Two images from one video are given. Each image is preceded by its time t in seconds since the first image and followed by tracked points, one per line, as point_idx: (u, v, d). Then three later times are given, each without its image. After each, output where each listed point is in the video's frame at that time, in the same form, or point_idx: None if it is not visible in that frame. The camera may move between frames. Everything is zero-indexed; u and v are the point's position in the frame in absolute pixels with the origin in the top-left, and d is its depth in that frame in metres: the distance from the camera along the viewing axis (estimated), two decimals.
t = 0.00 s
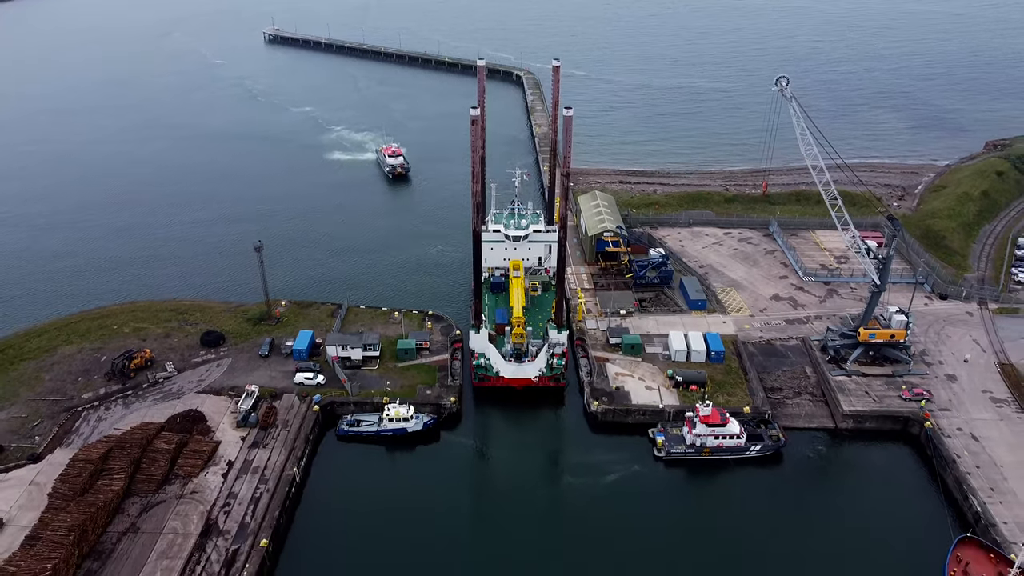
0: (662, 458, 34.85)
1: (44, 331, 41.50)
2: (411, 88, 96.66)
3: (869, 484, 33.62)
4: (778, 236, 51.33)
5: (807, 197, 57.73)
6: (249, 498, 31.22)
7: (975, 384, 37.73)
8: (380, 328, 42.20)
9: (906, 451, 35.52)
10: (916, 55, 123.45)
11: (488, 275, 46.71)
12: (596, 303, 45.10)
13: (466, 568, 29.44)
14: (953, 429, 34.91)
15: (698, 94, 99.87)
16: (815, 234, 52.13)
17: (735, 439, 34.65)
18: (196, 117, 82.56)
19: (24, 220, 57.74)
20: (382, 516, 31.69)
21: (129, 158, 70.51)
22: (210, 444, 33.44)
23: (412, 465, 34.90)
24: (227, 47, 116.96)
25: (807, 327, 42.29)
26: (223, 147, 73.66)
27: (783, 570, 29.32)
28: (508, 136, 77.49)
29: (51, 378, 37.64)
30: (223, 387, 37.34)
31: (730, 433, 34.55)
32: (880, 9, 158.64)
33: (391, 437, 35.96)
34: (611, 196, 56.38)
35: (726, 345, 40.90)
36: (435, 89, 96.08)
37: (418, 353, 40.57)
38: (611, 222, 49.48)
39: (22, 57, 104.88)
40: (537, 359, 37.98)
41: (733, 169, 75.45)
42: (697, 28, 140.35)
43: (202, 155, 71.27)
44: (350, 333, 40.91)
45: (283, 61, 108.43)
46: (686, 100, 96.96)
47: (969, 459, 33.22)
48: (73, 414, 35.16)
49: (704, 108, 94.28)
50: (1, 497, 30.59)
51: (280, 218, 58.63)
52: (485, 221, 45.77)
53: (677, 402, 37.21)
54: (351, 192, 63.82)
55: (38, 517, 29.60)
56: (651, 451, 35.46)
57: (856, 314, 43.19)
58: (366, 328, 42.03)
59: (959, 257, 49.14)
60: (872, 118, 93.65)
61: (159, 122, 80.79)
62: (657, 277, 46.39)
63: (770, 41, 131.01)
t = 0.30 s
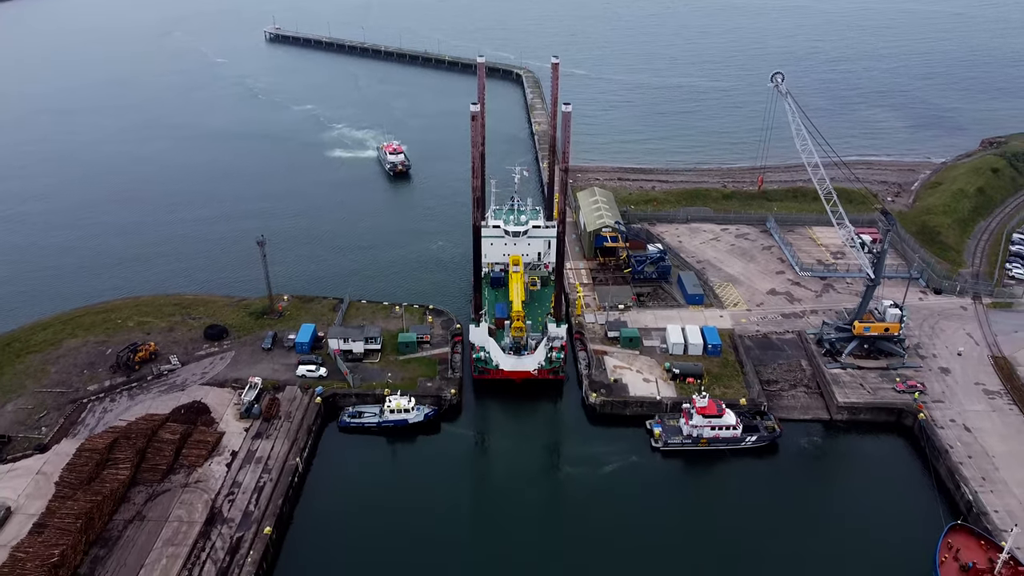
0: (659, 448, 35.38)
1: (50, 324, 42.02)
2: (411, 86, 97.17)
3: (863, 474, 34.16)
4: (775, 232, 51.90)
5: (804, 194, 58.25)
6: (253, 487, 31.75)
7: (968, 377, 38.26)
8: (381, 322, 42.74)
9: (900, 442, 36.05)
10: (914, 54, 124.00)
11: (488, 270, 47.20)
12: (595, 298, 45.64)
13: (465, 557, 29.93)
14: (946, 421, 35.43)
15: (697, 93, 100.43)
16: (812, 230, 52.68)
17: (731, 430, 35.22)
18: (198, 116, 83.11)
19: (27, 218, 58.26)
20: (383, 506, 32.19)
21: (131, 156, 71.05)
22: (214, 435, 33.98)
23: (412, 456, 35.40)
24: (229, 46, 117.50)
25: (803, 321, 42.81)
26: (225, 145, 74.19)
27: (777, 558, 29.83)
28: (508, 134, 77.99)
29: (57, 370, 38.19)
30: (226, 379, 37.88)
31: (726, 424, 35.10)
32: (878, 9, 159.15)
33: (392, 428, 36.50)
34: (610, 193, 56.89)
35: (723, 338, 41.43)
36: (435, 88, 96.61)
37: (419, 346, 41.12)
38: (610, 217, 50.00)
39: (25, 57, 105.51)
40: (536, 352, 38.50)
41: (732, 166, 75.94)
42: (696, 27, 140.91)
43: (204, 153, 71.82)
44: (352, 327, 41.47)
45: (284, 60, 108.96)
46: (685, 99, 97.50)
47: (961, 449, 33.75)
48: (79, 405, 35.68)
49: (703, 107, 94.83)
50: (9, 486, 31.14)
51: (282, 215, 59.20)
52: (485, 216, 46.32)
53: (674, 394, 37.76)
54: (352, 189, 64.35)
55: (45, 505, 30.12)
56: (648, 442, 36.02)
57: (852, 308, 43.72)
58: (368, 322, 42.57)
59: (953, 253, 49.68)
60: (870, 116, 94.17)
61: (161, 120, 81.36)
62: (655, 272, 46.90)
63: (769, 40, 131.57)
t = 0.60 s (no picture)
0: (656, 440, 35.90)
1: (55, 319, 42.58)
2: (412, 85, 97.69)
3: (857, 464, 34.73)
4: (771, 229, 52.45)
5: (800, 191, 58.84)
6: (256, 477, 32.28)
7: (961, 370, 38.80)
8: (382, 316, 43.29)
9: (894, 434, 36.60)
10: (912, 54, 124.63)
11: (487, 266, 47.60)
12: (593, 293, 46.19)
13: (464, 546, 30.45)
14: (939, 413, 35.96)
15: (695, 93, 101.02)
16: (808, 227, 53.27)
17: (727, 421, 35.71)
18: (199, 115, 83.64)
19: (31, 215, 58.75)
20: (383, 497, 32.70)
21: (133, 154, 71.57)
22: (218, 426, 34.51)
23: (413, 447, 35.93)
24: (230, 46, 118.18)
25: (799, 316, 43.37)
26: (226, 144, 74.69)
27: (771, 546, 30.39)
28: (508, 132, 78.55)
29: (63, 363, 38.74)
30: (230, 372, 38.41)
31: (722, 416, 35.54)
32: (876, 9, 159.84)
33: (394, 420, 37.03)
34: (608, 190, 57.44)
35: (720, 332, 41.98)
36: (436, 87, 97.20)
37: (420, 340, 41.69)
38: (608, 214, 50.55)
39: (27, 56, 106.19)
40: (535, 346, 39.01)
41: (729, 164, 76.56)
42: (695, 27, 141.63)
43: (206, 151, 72.41)
44: (353, 321, 42.02)
45: (285, 59, 109.60)
46: (683, 99, 98.15)
47: (954, 441, 34.28)
48: (85, 398, 36.22)
49: (702, 106, 95.46)
50: (16, 476, 31.64)
51: (283, 212, 59.75)
52: (485, 213, 46.81)
53: (671, 387, 38.32)
54: (353, 187, 64.87)
55: (52, 494, 30.63)
56: (646, 434, 36.54)
57: (847, 303, 44.27)
58: (369, 317, 43.11)
59: (948, 249, 50.25)
60: (867, 116, 94.76)
61: (163, 119, 81.99)
62: (653, 268, 47.50)
63: (767, 40, 132.28)
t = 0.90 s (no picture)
0: (653, 431, 36.45)
1: (60, 313, 43.16)
2: (412, 85, 98.30)
3: (852, 456, 35.26)
4: (768, 226, 53.04)
5: (797, 188, 59.44)
6: (261, 467, 32.83)
7: (955, 363, 39.37)
8: (384, 311, 43.85)
9: (888, 426, 37.13)
10: (909, 54, 125.34)
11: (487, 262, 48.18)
12: (592, 288, 46.78)
13: (465, 538, 30.77)
14: (932, 405, 36.51)
15: (694, 92, 101.64)
16: (805, 224, 53.85)
17: (723, 413, 36.31)
18: (201, 114, 84.28)
19: (35, 213, 59.26)
20: (383, 492, 32.98)
21: (136, 153, 72.25)
22: (222, 418, 35.05)
23: (414, 441, 36.37)
24: (232, 45, 118.96)
25: (794, 311, 43.94)
26: (229, 143, 75.25)
27: (767, 535, 30.92)
28: (507, 131, 79.12)
29: (69, 356, 39.29)
30: (234, 365, 38.98)
31: (718, 408, 36.25)
32: (874, 9, 160.61)
33: (395, 412, 37.58)
34: (607, 187, 57.99)
35: (717, 327, 42.55)
36: (436, 86, 97.82)
37: (421, 334, 42.28)
38: (607, 210, 51.13)
39: (30, 56, 106.88)
40: (535, 340, 39.56)
41: (727, 163, 77.17)
42: (694, 27, 142.33)
43: (208, 150, 73.07)
44: (355, 315, 42.58)
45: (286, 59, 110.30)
46: (682, 99, 98.80)
47: (947, 432, 34.82)
48: (91, 390, 36.78)
49: (700, 106, 96.06)
50: (24, 466, 32.18)
51: (285, 209, 60.33)
52: (485, 209, 47.38)
53: (668, 379, 38.91)
54: (354, 184, 65.44)
55: (60, 484, 31.16)
56: (643, 426, 37.11)
57: (843, 298, 44.84)
58: (371, 311, 43.67)
59: (943, 245, 50.82)
60: (865, 116, 95.35)
61: (166, 118, 82.69)
62: (651, 263, 48.13)
63: (766, 40, 132.97)
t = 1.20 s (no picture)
0: (651, 423, 37.04)
1: (66, 308, 43.77)
2: (412, 84, 98.92)
3: (847, 448, 35.78)
4: (765, 223, 53.66)
5: (794, 186, 60.08)
6: (264, 457, 33.41)
7: (948, 356, 39.98)
8: (385, 305, 44.47)
9: (882, 418, 37.72)
10: (906, 54, 126.15)
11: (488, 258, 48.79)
12: (591, 284, 47.39)
13: (465, 530, 31.09)
14: (925, 398, 37.09)
15: (693, 92, 102.26)
16: (801, 221, 54.48)
17: (720, 405, 36.86)
18: (204, 113, 84.98)
19: (39, 211, 59.77)
20: (383, 486, 33.14)
21: (140, 151, 72.94)
22: (226, 409, 35.60)
23: (415, 434, 36.78)
24: (234, 45, 119.74)
25: (790, 306, 44.52)
26: (231, 141, 75.84)
27: (762, 524, 31.48)
28: (507, 130, 79.77)
29: (75, 349, 39.89)
30: (237, 358, 39.55)
31: (715, 400, 36.75)
32: (871, 9, 161.51)
33: (397, 405, 38.13)
34: (606, 185, 58.61)
35: (714, 321, 43.16)
36: (436, 85, 98.51)
37: (422, 328, 42.87)
38: (605, 207, 51.75)
39: (32, 56, 107.58)
40: (534, 334, 40.13)
41: (725, 161, 77.84)
42: (693, 27, 143.08)
43: (211, 149, 73.73)
44: (357, 310, 43.18)
45: (288, 59, 111.04)
46: (681, 98, 99.52)
47: (939, 423, 35.38)
48: (97, 382, 37.36)
49: (699, 106, 96.72)
50: (32, 456, 32.73)
51: (287, 206, 60.96)
52: (485, 206, 47.94)
53: (666, 372, 39.52)
54: (356, 182, 66.09)
55: (68, 473, 31.71)
56: (640, 418, 37.70)
57: (838, 293, 45.44)
58: (373, 306, 44.28)
59: (938, 242, 51.47)
60: (862, 115, 96.04)
61: (169, 117, 83.39)
62: (649, 259, 48.71)
63: (764, 41, 133.74)
